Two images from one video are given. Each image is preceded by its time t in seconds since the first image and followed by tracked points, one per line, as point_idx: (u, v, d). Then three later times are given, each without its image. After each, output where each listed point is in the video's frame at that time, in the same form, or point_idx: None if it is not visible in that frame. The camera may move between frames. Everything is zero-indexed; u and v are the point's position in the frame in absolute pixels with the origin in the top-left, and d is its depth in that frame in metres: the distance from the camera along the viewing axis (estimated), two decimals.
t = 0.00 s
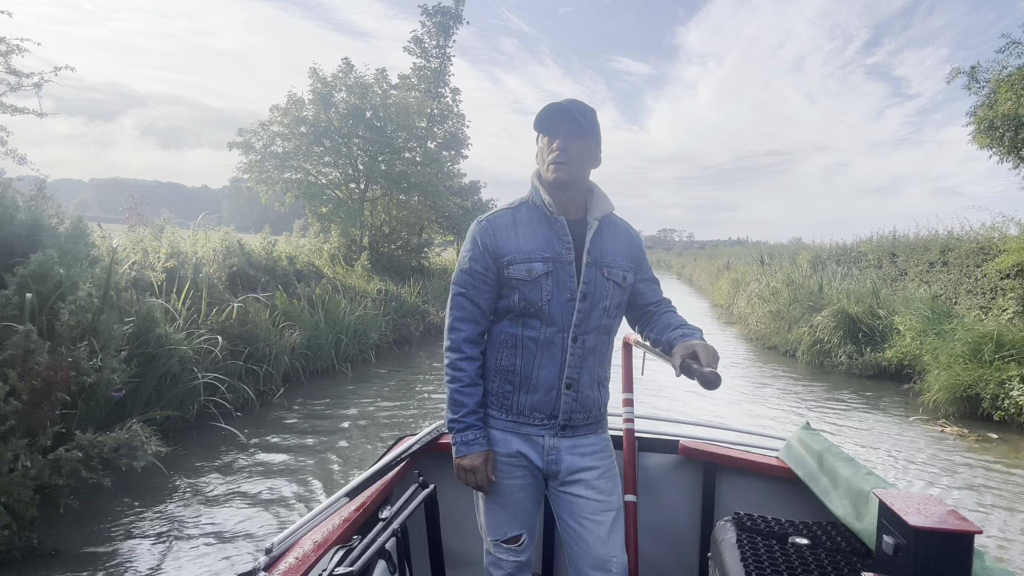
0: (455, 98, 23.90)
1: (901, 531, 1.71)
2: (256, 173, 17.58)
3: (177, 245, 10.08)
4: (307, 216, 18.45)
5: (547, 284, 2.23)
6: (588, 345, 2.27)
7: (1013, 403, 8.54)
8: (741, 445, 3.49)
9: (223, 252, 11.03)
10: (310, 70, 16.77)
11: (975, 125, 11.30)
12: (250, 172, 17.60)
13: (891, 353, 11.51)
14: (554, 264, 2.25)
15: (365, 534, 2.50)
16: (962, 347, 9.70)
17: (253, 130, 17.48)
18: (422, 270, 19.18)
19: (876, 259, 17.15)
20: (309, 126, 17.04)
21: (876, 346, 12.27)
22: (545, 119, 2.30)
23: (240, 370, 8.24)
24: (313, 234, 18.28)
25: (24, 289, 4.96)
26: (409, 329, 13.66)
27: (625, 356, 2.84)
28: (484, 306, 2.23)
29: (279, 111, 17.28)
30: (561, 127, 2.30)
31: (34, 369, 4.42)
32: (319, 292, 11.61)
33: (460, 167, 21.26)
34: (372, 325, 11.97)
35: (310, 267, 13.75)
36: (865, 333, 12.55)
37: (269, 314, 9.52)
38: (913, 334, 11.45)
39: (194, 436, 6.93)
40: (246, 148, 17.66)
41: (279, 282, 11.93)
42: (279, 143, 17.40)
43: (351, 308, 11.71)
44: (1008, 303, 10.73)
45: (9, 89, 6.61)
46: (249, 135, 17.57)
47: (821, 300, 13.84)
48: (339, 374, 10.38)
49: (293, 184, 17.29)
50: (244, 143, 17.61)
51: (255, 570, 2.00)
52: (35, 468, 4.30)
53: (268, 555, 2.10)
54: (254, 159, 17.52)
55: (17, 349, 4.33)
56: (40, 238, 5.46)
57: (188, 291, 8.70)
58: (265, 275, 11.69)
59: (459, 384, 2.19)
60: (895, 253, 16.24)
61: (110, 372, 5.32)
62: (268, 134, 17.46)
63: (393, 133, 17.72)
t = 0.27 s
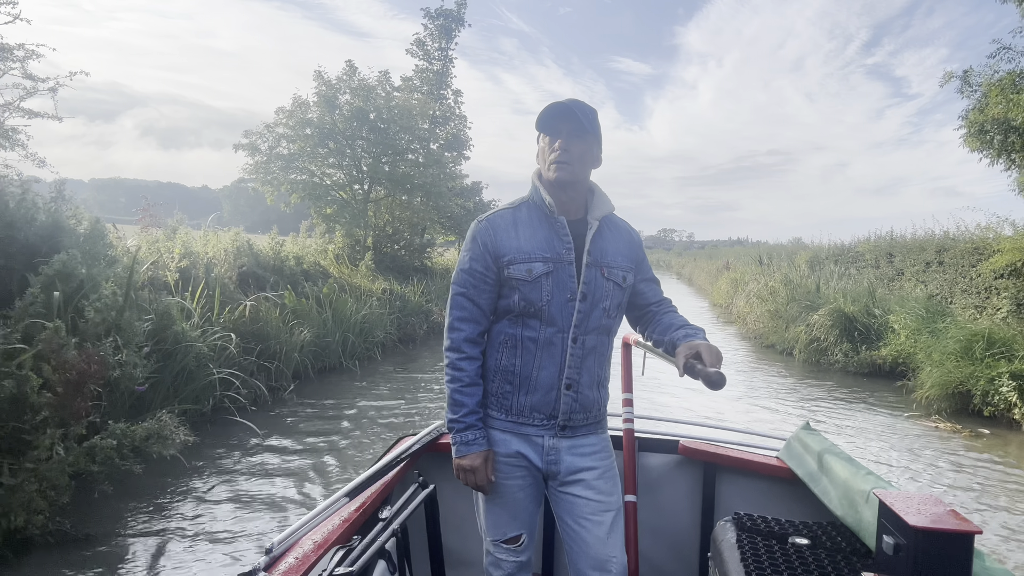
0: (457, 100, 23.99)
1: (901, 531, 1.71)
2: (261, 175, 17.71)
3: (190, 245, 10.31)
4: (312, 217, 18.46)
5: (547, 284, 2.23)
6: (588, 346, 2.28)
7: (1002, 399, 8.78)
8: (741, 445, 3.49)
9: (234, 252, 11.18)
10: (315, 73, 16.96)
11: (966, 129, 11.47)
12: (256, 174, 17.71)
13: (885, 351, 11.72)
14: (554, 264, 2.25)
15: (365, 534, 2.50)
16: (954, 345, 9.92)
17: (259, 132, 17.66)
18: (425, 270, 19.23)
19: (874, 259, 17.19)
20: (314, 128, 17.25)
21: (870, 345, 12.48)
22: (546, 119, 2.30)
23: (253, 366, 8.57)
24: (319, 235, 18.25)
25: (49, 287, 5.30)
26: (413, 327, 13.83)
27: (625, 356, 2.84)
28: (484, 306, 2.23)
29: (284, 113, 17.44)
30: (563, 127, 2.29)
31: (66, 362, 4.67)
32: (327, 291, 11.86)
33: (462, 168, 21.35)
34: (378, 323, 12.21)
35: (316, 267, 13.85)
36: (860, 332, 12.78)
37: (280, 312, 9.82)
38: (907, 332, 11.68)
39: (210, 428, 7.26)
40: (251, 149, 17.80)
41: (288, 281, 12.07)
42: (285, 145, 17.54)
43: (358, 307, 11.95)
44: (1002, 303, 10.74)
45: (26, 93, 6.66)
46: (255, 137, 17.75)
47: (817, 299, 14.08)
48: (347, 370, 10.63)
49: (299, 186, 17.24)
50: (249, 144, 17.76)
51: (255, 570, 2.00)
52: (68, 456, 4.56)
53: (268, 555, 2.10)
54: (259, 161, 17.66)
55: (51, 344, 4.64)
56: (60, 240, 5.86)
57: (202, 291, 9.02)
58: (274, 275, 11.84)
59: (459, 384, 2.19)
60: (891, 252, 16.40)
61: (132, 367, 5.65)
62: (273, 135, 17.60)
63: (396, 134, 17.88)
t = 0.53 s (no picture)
0: (459, 101, 24.04)
1: (900, 531, 1.71)
2: (265, 176, 17.86)
3: (201, 246, 10.48)
4: (317, 218, 18.51)
5: (547, 285, 2.23)
6: (588, 346, 2.28)
7: (993, 395, 8.90)
8: (741, 445, 3.49)
9: (243, 252, 11.32)
10: (320, 75, 17.09)
11: (958, 132, 11.61)
12: (261, 175, 17.86)
13: (880, 349, 11.92)
14: (555, 265, 2.25)
15: (365, 535, 2.50)
16: (946, 343, 10.03)
17: (264, 134, 17.84)
18: (427, 270, 19.28)
19: (871, 258, 17.21)
20: (319, 130, 17.35)
21: (865, 343, 12.64)
22: (547, 119, 2.30)
23: (264, 363, 8.76)
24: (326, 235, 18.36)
25: (74, 286, 5.48)
26: (417, 326, 13.97)
27: (625, 357, 2.83)
28: (484, 307, 2.23)
29: (289, 115, 17.56)
30: (564, 127, 2.30)
31: (96, 356, 4.88)
32: (334, 291, 12.04)
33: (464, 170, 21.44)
34: (383, 322, 12.38)
35: (323, 267, 13.92)
36: (857, 331, 12.92)
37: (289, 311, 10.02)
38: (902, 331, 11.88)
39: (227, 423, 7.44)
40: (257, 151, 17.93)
41: (296, 281, 12.17)
42: (290, 146, 17.67)
43: (364, 306, 12.14)
44: (996, 302, 10.82)
45: (42, 98, 6.51)
46: (260, 139, 17.92)
47: (814, 298, 14.27)
48: (353, 368, 10.83)
49: (307, 188, 17.34)
50: (255, 146, 17.92)
51: (255, 570, 2.00)
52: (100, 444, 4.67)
53: (268, 555, 2.10)
54: (265, 163, 17.81)
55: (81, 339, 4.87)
56: (80, 240, 6.15)
57: (217, 289, 9.19)
58: (283, 274, 11.97)
59: (459, 384, 2.19)
60: (888, 252, 16.53)
61: (154, 363, 5.74)
62: (278, 137, 17.78)
63: (400, 136, 18.01)
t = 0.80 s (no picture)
0: (461, 103, 24.11)
1: (901, 531, 1.71)
2: (269, 178, 17.97)
3: (212, 246, 10.65)
4: (322, 219, 18.50)
5: (548, 286, 2.23)
6: (589, 346, 2.28)
7: (983, 391, 9.14)
8: (741, 445, 3.49)
9: (253, 254, 11.50)
10: (324, 78, 17.27)
11: (950, 136, 11.67)
12: (265, 176, 17.97)
13: (875, 348, 12.03)
14: (556, 265, 2.25)
15: (365, 535, 2.50)
16: (939, 340, 10.29)
17: (269, 137, 18.04)
18: (430, 270, 19.24)
19: (868, 258, 17.26)
20: (323, 132, 17.54)
21: (859, 342, 12.76)
22: (549, 119, 2.30)
23: (274, 360, 8.98)
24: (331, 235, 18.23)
25: (96, 284, 5.62)
26: (421, 325, 14.01)
27: (624, 357, 2.83)
28: (486, 308, 2.23)
29: (293, 118, 17.73)
30: (565, 127, 2.29)
31: (122, 351, 5.01)
32: (340, 290, 12.14)
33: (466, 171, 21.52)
34: (387, 321, 12.48)
35: (328, 266, 13.97)
36: (853, 330, 13.04)
37: (297, 310, 10.19)
38: (896, 330, 12.01)
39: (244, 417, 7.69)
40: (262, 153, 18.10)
41: (304, 280, 12.26)
42: (294, 148, 17.84)
43: (368, 305, 12.24)
44: (988, 302, 10.84)
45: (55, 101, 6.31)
46: (265, 141, 18.13)
47: (810, 297, 14.37)
48: (359, 365, 10.95)
49: (313, 189, 17.48)
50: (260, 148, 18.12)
51: (255, 570, 2.00)
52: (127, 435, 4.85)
53: (268, 555, 2.10)
54: (269, 165, 17.96)
55: (109, 334, 5.04)
56: (98, 242, 6.15)
57: (229, 288, 9.41)
58: (291, 273, 12.09)
59: (461, 385, 2.19)
60: (884, 253, 16.60)
61: (173, 359, 5.89)
62: (283, 139, 17.99)
63: (403, 137, 18.15)
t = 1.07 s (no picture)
0: (462, 105, 24.20)
1: (900, 531, 1.71)
2: (275, 178, 18.33)
3: (223, 246, 10.88)
4: (326, 219, 18.77)
5: (550, 286, 2.23)
6: (591, 346, 2.28)
7: (973, 387, 9.39)
8: (742, 445, 3.49)
9: (262, 252, 11.76)
10: (328, 80, 17.68)
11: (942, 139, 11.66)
12: (271, 177, 18.35)
13: (870, 346, 12.17)
14: (558, 265, 2.25)
15: (365, 535, 2.50)
16: (931, 338, 10.51)
17: (274, 139, 18.39)
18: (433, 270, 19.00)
19: (865, 258, 17.31)
20: (327, 134, 17.89)
21: (854, 341, 12.92)
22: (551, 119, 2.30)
23: (284, 357, 9.09)
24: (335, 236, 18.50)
25: (116, 283, 5.82)
26: (425, 323, 14.07)
27: (625, 357, 2.83)
28: (488, 308, 2.23)
29: (298, 120, 18.11)
30: (567, 128, 2.29)
31: (146, 346, 5.26)
32: (345, 289, 12.26)
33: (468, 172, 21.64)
34: (392, 319, 12.59)
35: (334, 265, 14.07)
36: (849, 329, 13.18)
37: (306, 308, 10.31)
38: (891, 328, 12.17)
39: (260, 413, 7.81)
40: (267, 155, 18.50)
41: (310, 280, 12.38)
42: (300, 150, 18.15)
43: (373, 303, 12.36)
44: (983, 301, 10.77)
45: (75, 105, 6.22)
46: (271, 143, 18.48)
47: (807, 296, 14.51)
48: (365, 362, 11.06)
49: (315, 189, 17.92)
50: (266, 150, 18.50)
51: (255, 570, 2.01)
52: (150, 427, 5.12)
53: (268, 555, 2.10)
54: (275, 166, 18.32)
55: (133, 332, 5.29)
56: (114, 241, 6.47)
57: (240, 287, 9.63)
58: (299, 272, 12.32)
59: (463, 385, 2.19)
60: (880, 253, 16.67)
61: (191, 357, 5.93)
62: (288, 140, 18.34)
63: (405, 139, 18.40)
